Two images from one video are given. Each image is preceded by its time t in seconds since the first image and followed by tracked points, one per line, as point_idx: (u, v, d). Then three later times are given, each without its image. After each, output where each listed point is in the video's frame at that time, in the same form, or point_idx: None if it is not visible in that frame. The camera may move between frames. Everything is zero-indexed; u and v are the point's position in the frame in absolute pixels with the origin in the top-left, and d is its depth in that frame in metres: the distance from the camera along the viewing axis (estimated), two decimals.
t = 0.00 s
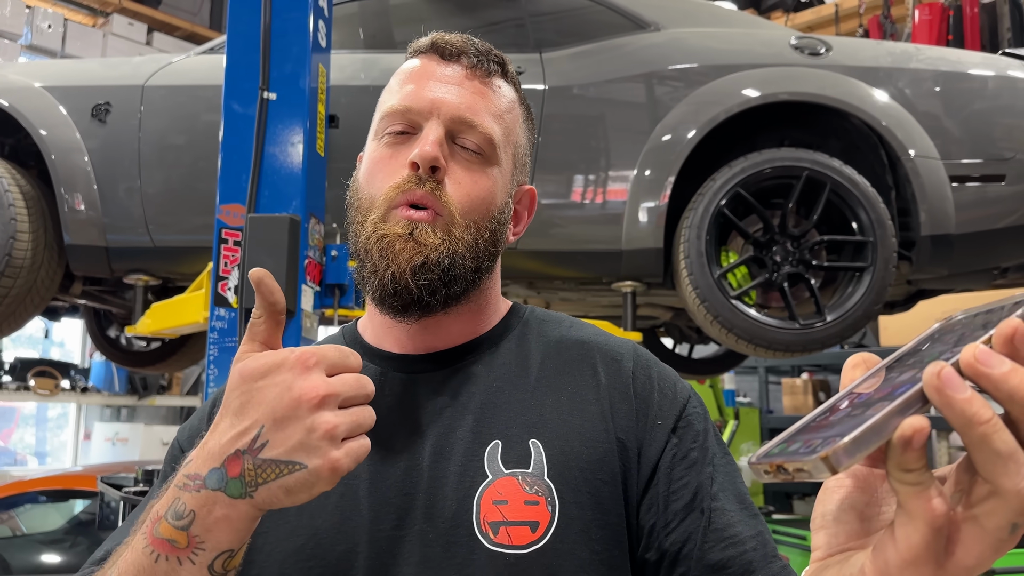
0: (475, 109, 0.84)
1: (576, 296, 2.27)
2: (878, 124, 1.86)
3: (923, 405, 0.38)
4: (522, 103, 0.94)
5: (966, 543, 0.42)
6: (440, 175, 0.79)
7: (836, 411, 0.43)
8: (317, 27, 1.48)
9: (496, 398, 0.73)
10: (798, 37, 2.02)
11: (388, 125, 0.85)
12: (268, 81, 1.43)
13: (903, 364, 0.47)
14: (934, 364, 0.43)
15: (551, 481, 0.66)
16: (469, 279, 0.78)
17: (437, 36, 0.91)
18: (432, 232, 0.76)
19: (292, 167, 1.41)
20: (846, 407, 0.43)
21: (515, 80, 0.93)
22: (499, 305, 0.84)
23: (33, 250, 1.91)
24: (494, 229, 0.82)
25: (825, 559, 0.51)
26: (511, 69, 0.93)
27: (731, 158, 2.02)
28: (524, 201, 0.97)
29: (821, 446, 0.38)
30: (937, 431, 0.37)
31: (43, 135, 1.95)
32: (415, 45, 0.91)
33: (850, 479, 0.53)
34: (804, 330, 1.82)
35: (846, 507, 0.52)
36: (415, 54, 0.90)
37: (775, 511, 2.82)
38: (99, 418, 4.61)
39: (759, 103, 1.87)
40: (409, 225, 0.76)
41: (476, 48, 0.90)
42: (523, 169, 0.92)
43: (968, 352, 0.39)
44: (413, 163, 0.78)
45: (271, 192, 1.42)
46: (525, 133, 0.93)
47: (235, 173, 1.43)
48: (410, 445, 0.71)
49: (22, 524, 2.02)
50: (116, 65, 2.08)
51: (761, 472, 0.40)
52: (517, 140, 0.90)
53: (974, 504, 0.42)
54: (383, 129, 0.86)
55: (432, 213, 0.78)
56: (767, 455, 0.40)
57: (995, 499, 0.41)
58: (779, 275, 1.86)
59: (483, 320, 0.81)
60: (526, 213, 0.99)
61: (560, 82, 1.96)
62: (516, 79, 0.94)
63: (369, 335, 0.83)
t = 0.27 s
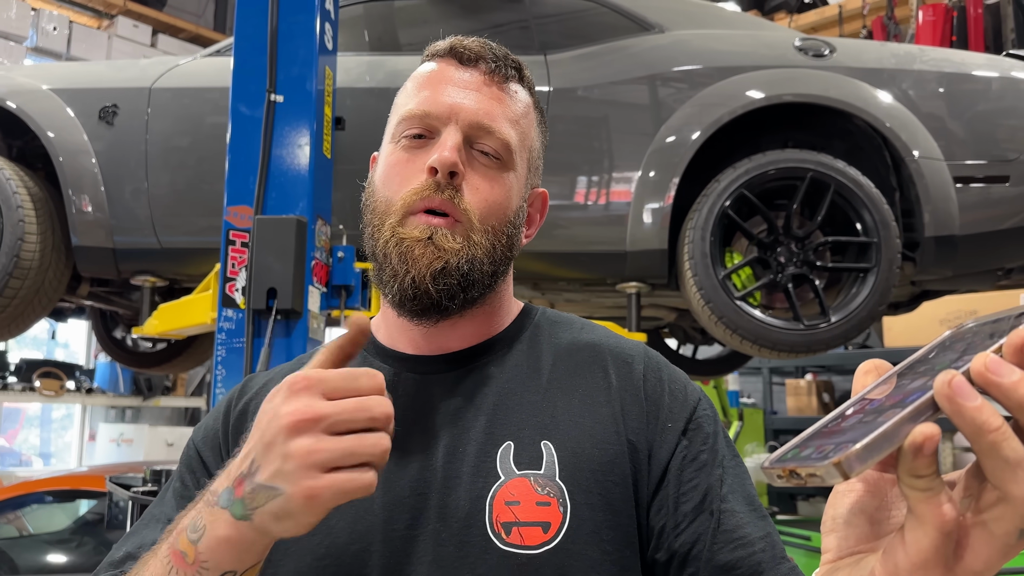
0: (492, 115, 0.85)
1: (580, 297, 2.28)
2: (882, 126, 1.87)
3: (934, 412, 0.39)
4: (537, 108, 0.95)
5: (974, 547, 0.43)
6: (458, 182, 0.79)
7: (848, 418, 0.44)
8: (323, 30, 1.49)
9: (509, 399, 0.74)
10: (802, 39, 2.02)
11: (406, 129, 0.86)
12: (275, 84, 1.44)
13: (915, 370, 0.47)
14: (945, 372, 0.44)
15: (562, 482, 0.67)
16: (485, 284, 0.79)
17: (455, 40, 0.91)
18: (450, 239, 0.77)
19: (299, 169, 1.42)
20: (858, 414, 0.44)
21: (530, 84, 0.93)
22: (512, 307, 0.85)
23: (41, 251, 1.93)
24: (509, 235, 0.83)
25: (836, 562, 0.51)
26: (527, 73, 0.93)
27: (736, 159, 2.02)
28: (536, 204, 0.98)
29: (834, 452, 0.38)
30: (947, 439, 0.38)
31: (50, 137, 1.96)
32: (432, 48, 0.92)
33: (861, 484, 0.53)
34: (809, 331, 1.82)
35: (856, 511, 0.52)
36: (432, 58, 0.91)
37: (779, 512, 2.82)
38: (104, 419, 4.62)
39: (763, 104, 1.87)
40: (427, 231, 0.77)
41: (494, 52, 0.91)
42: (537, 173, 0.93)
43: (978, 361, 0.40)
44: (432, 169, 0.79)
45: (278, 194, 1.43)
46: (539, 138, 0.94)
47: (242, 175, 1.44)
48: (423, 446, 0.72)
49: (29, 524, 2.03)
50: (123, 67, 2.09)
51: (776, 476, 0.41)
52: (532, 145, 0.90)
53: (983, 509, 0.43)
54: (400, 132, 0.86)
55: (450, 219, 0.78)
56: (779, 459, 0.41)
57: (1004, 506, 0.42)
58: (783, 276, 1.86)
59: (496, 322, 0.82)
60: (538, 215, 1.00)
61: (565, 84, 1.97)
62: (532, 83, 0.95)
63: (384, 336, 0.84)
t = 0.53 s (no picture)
0: (520, 116, 0.86)
1: (583, 296, 2.28)
2: (884, 126, 1.87)
3: (946, 413, 0.40)
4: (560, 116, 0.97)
5: (985, 546, 0.43)
6: (482, 177, 0.80)
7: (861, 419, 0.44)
8: (328, 30, 1.49)
9: (521, 398, 0.75)
10: (805, 39, 2.03)
11: (433, 123, 0.87)
12: (280, 84, 1.44)
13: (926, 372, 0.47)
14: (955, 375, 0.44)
15: (574, 479, 0.69)
16: (503, 280, 0.79)
17: (487, 41, 0.93)
18: (472, 231, 0.77)
19: (303, 169, 1.42)
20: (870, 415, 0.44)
21: (557, 91, 0.95)
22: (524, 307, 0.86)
23: (46, 252, 1.93)
24: (525, 234, 0.84)
25: (849, 561, 0.51)
26: (554, 81, 0.95)
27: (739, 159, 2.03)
28: (552, 210, 0.99)
29: (847, 453, 0.39)
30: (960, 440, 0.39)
31: (56, 138, 1.97)
32: (464, 48, 0.93)
33: (873, 483, 0.53)
34: (812, 330, 1.82)
35: (868, 510, 0.52)
36: (463, 57, 0.92)
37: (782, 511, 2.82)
38: (107, 418, 4.63)
39: (766, 104, 1.88)
40: (448, 225, 0.77)
41: (524, 57, 0.92)
42: (556, 179, 0.94)
43: (988, 364, 0.40)
44: (458, 162, 0.79)
45: (282, 194, 1.43)
46: (560, 145, 0.96)
47: (247, 175, 1.44)
48: (434, 442, 0.73)
49: (33, 523, 2.04)
50: (127, 68, 2.10)
51: (788, 477, 0.41)
52: (554, 150, 0.92)
53: (994, 509, 0.44)
54: (427, 127, 0.87)
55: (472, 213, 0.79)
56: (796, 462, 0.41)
57: (1015, 506, 0.42)
58: (787, 276, 1.86)
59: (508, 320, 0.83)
60: (552, 220, 1.00)
61: (568, 84, 1.97)
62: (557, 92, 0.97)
63: (398, 331, 0.84)
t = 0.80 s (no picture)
0: (522, 105, 0.87)
1: (584, 295, 2.29)
2: (884, 124, 1.88)
3: (939, 403, 0.41)
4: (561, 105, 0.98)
5: (978, 532, 0.44)
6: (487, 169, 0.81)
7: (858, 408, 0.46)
8: (330, 30, 1.50)
9: (527, 392, 0.76)
10: (805, 38, 2.03)
11: (435, 118, 0.88)
12: (283, 83, 1.45)
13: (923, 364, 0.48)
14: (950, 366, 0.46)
15: (581, 470, 0.70)
16: (512, 272, 0.81)
17: (485, 33, 0.93)
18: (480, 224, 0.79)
19: (306, 168, 1.43)
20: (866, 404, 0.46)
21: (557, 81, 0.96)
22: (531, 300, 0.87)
23: (49, 250, 1.94)
24: (534, 225, 0.85)
25: (847, 548, 0.52)
26: (553, 70, 0.96)
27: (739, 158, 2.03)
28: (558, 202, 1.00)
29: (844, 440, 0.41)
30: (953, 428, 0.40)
31: (59, 137, 1.99)
32: (462, 41, 0.94)
33: (869, 472, 0.53)
34: (812, 328, 1.83)
35: (865, 499, 0.53)
36: (462, 50, 0.93)
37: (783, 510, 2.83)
38: (108, 418, 4.64)
39: (767, 103, 1.88)
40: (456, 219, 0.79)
41: (523, 47, 0.93)
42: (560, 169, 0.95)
43: (981, 355, 0.41)
44: (461, 154, 0.81)
45: (285, 192, 1.44)
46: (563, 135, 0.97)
47: (250, 174, 1.44)
48: (440, 435, 0.74)
49: (36, 522, 2.05)
50: (130, 68, 2.10)
51: (787, 464, 0.43)
52: (557, 140, 0.93)
53: (986, 495, 0.44)
54: (428, 122, 0.88)
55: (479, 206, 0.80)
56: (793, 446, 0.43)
57: (1006, 492, 0.43)
58: (788, 274, 1.87)
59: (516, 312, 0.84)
60: (559, 212, 1.02)
61: (569, 83, 1.98)
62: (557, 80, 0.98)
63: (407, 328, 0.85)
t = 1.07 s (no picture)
0: (519, 109, 0.88)
1: (582, 293, 2.29)
2: (881, 122, 1.88)
3: (915, 394, 0.43)
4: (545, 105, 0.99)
5: (954, 520, 0.44)
6: (495, 174, 0.82)
7: (840, 403, 0.48)
8: (328, 29, 1.50)
9: (524, 391, 0.76)
10: (802, 36, 2.03)
11: (433, 124, 0.87)
12: (281, 82, 1.45)
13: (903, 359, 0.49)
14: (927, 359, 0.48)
15: (576, 466, 0.70)
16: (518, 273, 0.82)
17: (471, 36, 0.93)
18: (490, 229, 0.79)
19: (304, 167, 1.43)
20: (848, 400, 0.48)
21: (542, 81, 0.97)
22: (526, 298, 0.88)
23: (47, 249, 1.94)
24: (535, 226, 0.87)
25: (830, 539, 0.53)
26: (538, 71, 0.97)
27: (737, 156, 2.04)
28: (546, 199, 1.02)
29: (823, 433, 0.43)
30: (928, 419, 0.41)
31: (56, 136, 1.98)
32: (449, 44, 0.93)
33: (853, 464, 0.53)
34: (809, 326, 1.83)
35: (849, 490, 0.53)
36: (451, 53, 0.92)
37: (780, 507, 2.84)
38: (106, 417, 4.64)
39: (764, 101, 1.88)
40: (467, 224, 0.79)
41: (511, 48, 0.93)
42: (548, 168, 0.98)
43: (956, 347, 0.42)
44: (468, 161, 0.81)
45: (284, 191, 1.44)
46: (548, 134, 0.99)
47: (247, 173, 1.44)
48: (439, 432, 0.74)
49: (35, 521, 2.05)
50: (128, 67, 2.10)
51: (770, 457, 0.45)
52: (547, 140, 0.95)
53: (962, 484, 0.44)
54: (426, 128, 0.87)
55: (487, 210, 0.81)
56: (775, 442, 0.45)
57: (980, 480, 0.43)
58: (785, 272, 1.88)
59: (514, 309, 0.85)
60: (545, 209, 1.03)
61: (567, 81, 1.98)
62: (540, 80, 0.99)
63: (408, 331, 0.85)
